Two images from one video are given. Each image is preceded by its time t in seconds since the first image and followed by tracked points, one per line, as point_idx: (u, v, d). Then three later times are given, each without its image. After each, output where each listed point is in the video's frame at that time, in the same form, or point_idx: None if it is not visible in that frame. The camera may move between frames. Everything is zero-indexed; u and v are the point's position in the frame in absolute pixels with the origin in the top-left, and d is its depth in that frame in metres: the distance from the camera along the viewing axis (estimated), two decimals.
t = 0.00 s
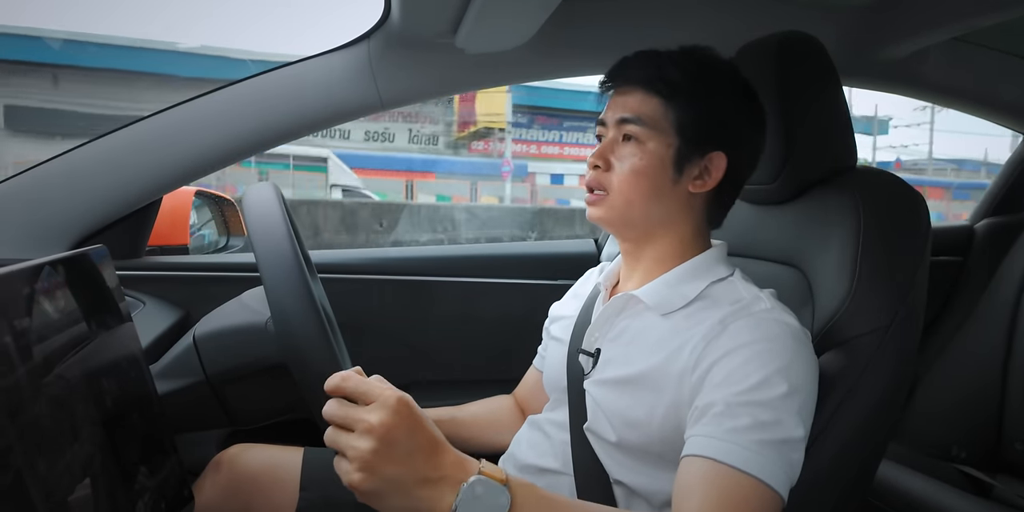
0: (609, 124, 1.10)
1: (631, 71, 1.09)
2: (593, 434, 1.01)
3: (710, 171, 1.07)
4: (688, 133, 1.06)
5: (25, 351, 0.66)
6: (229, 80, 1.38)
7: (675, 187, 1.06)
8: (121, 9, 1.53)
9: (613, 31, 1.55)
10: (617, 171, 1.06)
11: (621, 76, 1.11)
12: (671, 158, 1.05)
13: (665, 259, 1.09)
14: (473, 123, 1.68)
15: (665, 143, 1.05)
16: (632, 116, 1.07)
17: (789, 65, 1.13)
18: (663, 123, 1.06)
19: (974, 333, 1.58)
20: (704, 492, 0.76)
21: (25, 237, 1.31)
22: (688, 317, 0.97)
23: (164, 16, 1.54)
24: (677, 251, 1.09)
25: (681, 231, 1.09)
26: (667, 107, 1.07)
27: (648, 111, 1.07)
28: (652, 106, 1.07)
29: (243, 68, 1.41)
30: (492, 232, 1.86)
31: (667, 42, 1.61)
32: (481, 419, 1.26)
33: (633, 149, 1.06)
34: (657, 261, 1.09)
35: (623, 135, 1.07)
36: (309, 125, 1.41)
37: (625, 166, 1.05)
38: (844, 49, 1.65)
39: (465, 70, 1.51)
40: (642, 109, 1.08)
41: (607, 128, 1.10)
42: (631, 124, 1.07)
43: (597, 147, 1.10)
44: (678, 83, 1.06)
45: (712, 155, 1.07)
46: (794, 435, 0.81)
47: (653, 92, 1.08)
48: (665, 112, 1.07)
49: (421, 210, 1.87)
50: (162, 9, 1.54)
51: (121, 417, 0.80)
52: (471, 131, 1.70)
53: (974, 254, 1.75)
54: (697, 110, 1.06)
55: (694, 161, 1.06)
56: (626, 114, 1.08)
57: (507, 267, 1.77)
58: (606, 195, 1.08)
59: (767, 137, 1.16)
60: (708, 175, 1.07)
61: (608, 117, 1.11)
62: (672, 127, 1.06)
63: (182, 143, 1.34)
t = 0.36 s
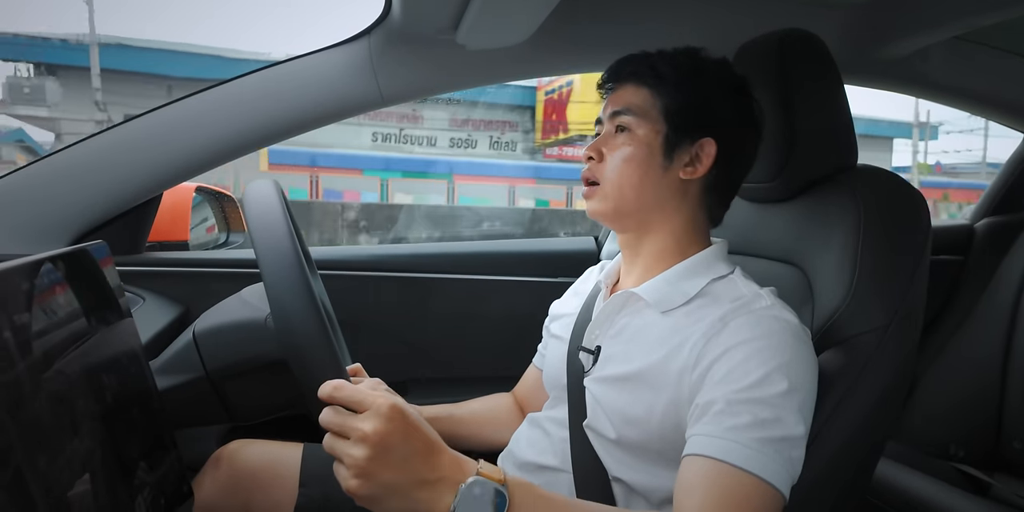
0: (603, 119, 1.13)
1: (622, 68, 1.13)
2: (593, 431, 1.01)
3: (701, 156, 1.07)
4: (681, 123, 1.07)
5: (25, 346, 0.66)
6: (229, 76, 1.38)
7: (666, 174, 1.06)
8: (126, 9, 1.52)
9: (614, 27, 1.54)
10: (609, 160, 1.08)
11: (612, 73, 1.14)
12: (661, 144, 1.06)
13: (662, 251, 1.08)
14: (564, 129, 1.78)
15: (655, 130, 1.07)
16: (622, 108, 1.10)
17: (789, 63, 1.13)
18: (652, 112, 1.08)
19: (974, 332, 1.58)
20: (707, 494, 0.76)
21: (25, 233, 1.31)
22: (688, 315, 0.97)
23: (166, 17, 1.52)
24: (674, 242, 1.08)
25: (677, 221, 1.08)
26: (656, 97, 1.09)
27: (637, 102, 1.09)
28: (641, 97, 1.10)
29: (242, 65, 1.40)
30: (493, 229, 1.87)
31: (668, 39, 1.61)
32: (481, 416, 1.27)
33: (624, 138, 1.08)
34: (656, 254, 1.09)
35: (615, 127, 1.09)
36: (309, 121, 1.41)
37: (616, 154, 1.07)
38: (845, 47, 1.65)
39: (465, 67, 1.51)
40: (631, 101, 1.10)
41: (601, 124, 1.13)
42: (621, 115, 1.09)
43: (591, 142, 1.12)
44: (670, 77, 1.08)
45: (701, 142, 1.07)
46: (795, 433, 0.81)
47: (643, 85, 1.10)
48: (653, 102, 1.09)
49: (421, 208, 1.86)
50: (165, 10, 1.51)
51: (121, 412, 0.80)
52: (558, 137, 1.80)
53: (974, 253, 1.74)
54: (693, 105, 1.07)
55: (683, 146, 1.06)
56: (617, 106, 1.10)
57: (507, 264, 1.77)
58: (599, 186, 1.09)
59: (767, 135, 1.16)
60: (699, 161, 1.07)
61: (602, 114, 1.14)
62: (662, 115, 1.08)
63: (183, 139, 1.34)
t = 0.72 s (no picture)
0: (605, 117, 1.13)
1: (629, 66, 1.13)
2: (594, 438, 1.02)
3: (702, 163, 1.07)
4: (682, 124, 1.07)
5: (26, 351, 0.66)
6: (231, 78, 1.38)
7: (666, 176, 1.06)
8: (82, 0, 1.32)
9: (613, 29, 1.55)
10: (608, 159, 1.07)
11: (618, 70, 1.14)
12: (662, 146, 1.06)
13: (656, 254, 1.08)
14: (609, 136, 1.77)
15: (656, 132, 1.07)
16: (625, 107, 1.10)
17: (788, 63, 1.13)
18: (655, 113, 1.08)
19: (975, 332, 1.58)
20: (710, 495, 0.76)
21: (26, 238, 1.31)
22: (686, 318, 0.97)
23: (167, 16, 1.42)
24: (670, 244, 1.08)
25: (673, 224, 1.08)
26: (660, 98, 1.09)
27: (641, 102, 1.09)
28: (645, 97, 1.10)
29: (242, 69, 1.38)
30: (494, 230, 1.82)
31: (667, 40, 1.61)
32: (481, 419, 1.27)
33: (625, 137, 1.08)
34: (650, 256, 1.09)
35: (617, 125, 1.09)
36: (309, 124, 1.41)
37: (616, 153, 1.07)
38: (846, 46, 1.65)
39: (464, 69, 1.51)
40: (635, 100, 1.10)
41: (603, 121, 1.13)
42: (624, 114, 1.09)
43: (592, 139, 1.12)
44: (675, 77, 1.08)
45: (703, 147, 1.07)
46: (796, 433, 0.81)
47: (648, 84, 1.10)
48: (657, 103, 1.09)
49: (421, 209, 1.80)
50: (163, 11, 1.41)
51: (122, 416, 0.80)
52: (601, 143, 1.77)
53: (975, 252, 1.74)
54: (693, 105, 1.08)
55: (684, 151, 1.07)
56: (620, 105, 1.11)
57: (508, 266, 1.77)
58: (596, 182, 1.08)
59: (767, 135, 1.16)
60: (699, 167, 1.07)
61: (604, 111, 1.14)
62: (665, 118, 1.08)
63: (184, 143, 1.34)
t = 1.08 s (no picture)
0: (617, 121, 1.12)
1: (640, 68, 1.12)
2: (593, 437, 1.01)
3: (714, 165, 1.07)
4: (692, 127, 1.06)
5: (25, 349, 0.66)
6: (229, 77, 1.37)
7: (678, 181, 1.06)
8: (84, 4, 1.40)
9: (613, 30, 1.54)
10: (621, 165, 1.07)
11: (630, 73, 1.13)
12: (673, 150, 1.06)
13: (667, 255, 1.09)
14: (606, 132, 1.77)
15: (668, 136, 1.06)
16: (637, 112, 1.09)
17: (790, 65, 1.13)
18: (667, 117, 1.07)
19: (973, 334, 1.58)
20: (701, 497, 0.78)
21: (25, 237, 1.31)
22: (690, 320, 0.97)
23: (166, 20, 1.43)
24: (681, 248, 1.09)
25: (685, 227, 1.09)
26: (672, 102, 1.08)
27: (652, 105, 1.08)
28: (656, 100, 1.09)
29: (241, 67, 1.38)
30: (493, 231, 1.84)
31: (667, 42, 1.61)
32: (482, 420, 1.27)
33: (637, 143, 1.07)
34: (662, 257, 1.09)
35: (629, 130, 1.09)
36: (309, 123, 1.41)
37: (628, 159, 1.07)
38: (846, 49, 1.65)
39: (464, 70, 1.51)
40: (646, 104, 1.09)
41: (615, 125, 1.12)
42: (636, 119, 1.09)
43: (605, 143, 1.12)
44: (688, 80, 1.08)
45: (715, 149, 1.07)
46: (792, 438, 0.81)
47: (659, 88, 1.09)
48: (669, 106, 1.08)
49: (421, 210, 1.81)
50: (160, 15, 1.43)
51: (120, 415, 0.80)
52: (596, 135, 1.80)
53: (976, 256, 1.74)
54: (701, 107, 1.07)
55: (696, 154, 1.06)
56: (633, 109, 1.10)
57: (507, 267, 1.77)
58: (609, 190, 1.09)
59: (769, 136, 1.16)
60: (711, 169, 1.07)
61: (616, 115, 1.13)
62: (677, 122, 1.07)
63: (183, 143, 1.34)
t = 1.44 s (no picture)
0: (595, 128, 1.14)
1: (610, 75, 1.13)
2: (593, 435, 1.02)
3: (693, 154, 1.07)
4: (667, 121, 1.07)
5: (25, 348, 0.66)
6: (229, 75, 1.37)
7: (659, 175, 1.06)
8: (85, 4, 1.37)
9: (614, 28, 1.54)
10: (602, 168, 1.08)
11: (600, 82, 1.15)
12: (650, 146, 1.07)
13: (662, 252, 1.08)
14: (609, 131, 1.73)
15: (643, 133, 1.07)
16: (611, 116, 1.10)
17: (789, 64, 1.13)
18: (639, 116, 1.08)
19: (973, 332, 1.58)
20: (701, 497, 0.78)
21: (25, 236, 1.31)
22: (688, 318, 0.97)
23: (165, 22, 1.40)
24: (673, 243, 1.08)
25: (675, 222, 1.08)
26: (643, 100, 1.09)
27: (624, 107, 1.10)
28: (627, 101, 1.10)
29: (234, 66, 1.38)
30: (494, 231, 1.83)
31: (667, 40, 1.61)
32: (483, 419, 1.27)
33: (614, 145, 1.08)
34: (658, 254, 1.09)
35: (604, 135, 1.10)
36: (308, 122, 1.41)
37: (608, 161, 1.08)
38: (846, 48, 1.65)
39: (464, 68, 1.51)
40: (619, 107, 1.11)
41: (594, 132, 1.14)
42: (610, 123, 1.10)
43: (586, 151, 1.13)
44: (675, 77, 1.08)
45: (691, 139, 1.07)
46: (793, 436, 0.82)
47: (630, 90, 1.11)
48: (640, 105, 1.09)
49: (421, 208, 1.79)
50: (160, 14, 1.39)
51: (120, 413, 0.80)
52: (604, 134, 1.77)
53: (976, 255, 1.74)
54: (695, 105, 1.07)
55: (673, 146, 1.06)
56: (607, 114, 1.11)
57: (507, 266, 1.77)
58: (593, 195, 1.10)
59: (769, 135, 1.16)
60: (691, 158, 1.07)
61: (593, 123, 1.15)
62: (650, 118, 1.08)
63: (184, 141, 1.34)
